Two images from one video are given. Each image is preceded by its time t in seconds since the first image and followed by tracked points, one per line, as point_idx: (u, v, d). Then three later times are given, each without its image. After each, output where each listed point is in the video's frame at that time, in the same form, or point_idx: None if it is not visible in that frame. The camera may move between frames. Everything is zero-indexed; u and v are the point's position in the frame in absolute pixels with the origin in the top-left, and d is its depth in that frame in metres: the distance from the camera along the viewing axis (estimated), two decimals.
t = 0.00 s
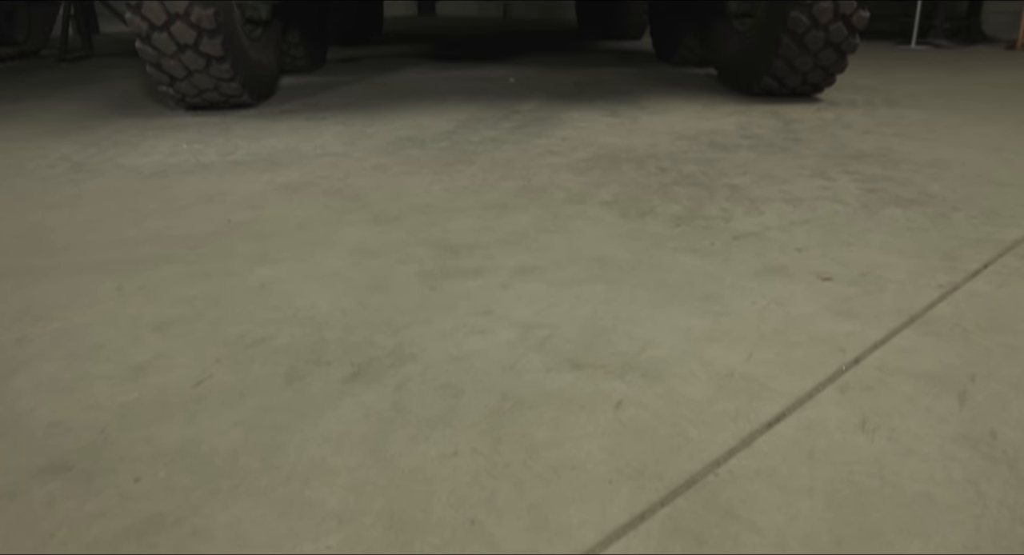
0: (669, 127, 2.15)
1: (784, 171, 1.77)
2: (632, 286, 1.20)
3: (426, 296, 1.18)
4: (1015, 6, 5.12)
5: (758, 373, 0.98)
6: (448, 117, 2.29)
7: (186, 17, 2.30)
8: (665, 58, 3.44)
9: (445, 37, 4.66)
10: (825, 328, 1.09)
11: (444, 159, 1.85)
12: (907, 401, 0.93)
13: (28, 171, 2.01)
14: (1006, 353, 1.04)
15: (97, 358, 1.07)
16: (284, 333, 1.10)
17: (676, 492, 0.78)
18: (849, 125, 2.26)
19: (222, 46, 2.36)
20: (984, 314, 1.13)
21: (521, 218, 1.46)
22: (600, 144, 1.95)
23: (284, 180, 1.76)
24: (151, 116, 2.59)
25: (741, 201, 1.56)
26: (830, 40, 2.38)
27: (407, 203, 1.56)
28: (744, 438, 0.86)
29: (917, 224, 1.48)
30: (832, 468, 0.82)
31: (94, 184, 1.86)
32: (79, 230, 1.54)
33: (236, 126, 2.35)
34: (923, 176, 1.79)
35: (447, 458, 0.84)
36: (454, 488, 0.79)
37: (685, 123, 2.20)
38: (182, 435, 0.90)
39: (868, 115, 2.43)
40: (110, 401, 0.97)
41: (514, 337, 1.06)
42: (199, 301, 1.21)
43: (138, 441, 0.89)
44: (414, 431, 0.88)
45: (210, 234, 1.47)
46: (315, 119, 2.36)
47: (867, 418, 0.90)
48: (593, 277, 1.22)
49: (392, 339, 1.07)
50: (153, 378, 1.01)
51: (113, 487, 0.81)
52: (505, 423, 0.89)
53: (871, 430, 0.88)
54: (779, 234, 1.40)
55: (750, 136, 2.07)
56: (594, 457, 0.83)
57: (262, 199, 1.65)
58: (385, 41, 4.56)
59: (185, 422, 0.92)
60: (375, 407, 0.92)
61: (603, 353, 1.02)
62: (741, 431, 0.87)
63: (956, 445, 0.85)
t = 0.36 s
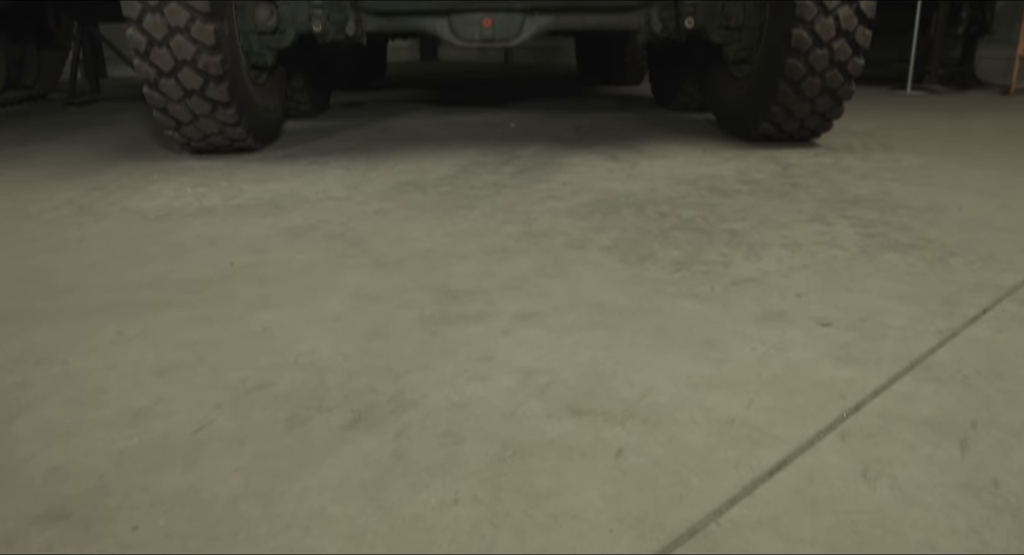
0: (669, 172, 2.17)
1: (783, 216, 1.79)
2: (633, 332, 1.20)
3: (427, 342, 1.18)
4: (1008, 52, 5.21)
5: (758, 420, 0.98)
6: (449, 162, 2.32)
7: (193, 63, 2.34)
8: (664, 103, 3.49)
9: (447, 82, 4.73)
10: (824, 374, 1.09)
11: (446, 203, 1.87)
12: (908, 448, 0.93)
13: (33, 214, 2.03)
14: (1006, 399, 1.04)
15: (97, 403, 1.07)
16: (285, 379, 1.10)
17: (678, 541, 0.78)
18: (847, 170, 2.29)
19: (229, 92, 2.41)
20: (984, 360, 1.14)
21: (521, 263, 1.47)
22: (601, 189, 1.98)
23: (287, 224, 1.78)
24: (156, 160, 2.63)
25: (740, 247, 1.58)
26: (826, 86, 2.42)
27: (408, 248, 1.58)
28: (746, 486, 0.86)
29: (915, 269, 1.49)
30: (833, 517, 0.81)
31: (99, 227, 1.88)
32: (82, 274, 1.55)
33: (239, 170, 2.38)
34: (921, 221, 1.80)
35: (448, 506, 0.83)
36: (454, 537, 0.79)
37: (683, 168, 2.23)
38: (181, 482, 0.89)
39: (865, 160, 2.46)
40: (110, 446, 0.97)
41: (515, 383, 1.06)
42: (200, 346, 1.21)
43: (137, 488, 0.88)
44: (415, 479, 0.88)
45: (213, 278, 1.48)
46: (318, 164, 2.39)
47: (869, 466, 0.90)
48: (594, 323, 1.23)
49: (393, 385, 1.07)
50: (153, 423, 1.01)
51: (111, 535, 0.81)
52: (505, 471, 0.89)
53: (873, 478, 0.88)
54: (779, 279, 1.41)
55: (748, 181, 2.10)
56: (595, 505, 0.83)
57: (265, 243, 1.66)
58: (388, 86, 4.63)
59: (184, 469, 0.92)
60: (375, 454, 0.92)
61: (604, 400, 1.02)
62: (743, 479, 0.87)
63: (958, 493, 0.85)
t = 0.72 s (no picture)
0: (668, 221, 2.20)
1: (782, 265, 1.80)
2: (633, 383, 1.20)
3: (428, 392, 1.18)
4: (1001, 101, 5.29)
5: (760, 473, 0.98)
6: (451, 211, 2.35)
7: (200, 113, 2.39)
8: (664, 152, 3.54)
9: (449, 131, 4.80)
10: (825, 426, 1.09)
11: (448, 252, 1.89)
12: (910, 501, 0.92)
13: (37, 261, 2.04)
14: (1008, 451, 1.03)
15: (97, 453, 1.07)
16: (285, 429, 1.10)
17: None
18: (845, 219, 2.31)
19: (234, 141, 2.45)
20: (985, 411, 1.14)
21: (522, 313, 1.48)
22: (601, 238, 2.00)
23: (290, 272, 1.80)
24: (160, 207, 2.65)
25: (740, 296, 1.59)
26: (823, 136, 2.46)
27: (410, 297, 1.59)
28: (748, 540, 0.85)
29: (915, 318, 1.50)
30: None
31: (103, 274, 1.89)
32: (85, 321, 1.56)
33: (243, 218, 2.40)
34: (919, 270, 1.82)
35: None
36: None
37: (683, 217, 2.25)
38: (179, 534, 0.89)
39: (863, 209, 2.49)
40: (108, 497, 0.96)
41: (515, 434, 1.06)
42: (201, 396, 1.21)
43: (135, 540, 0.88)
44: (415, 532, 0.87)
45: (216, 326, 1.49)
46: (321, 212, 2.42)
47: (872, 520, 0.89)
48: (594, 374, 1.23)
49: (393, 436, 1.07)
50: (153, 474, 1.01)
51: None
52: (506, 525, 0.88)
53: (877, 532, 0.87)
54: (778, 329, 1.42)
55: (747, 230, 2.12)
56: None
57: (268, 291, 1.67)
58: (391, 134, 4.70)
59: (183, 521, 0.91)
60: (376, 507, 0.92)
61: (605, 451, 1.02)
62: (745, 532, 0.86)
63: (962, 548, 0.84)
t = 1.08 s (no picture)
0: (668, 269, 2.22)
1: (782, 314, 1.81)
2: (634, 434, 1.20)
3: (428, 443, 1.18)
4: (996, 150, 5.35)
5: (762, 526, 0.97)
6: (453, 259, 2.36)
7: (205, 161, 2.42)
8: (663, 200, 3.58)
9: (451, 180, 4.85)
10: (827, 478, 1.08)
11: (449, 301, 1.90)
12: None
13: (40, 307, 2.06)
14: (1012, 504, 1.03)
15: (95, 504, 1.06)
16: (285, 480, 1.09)
17: None
18: (844, 267, 2.33)
19: (238, 190, 2.48)
20: (988, 463, 1.13)
21: (523, 362, 1.49)
22: (601, 286, 2.01)
23: (291, 320, 1.80)
24: (164, 254, 2.68)
25: (740, 345, 1.59)
26: (821, 186, 2.48)
27: (411, 346, 1.59)
28: None
29: (916, 367, 1.50)
30: None
31: (105, 321, 1.90)
32: (87, 368, 1.57)
33: (246, 265, 2.42)
34: (918, 319, 1.82)
35: None
36: None
37: (682, 266, 2.27)
38: None
39: (862, 257, 2.50)
40: (105, 550, 0.95)
41: (516, 486, 1.06)
42: (201, 445, 1.21)
43: None
44: None
45: (217, 375, 1.49)
46: (324, 260, 2.44)
47: None
48: (595, 425, 1.23)
49: (393, 488, 1.06)
50: (150, 526, 1.00)
51: None
52: None
53: None
54: (779, 379, 1.42)
55: (746, 279, 2.13)
56: None
57: (269, 340, 1.68)
58: (393, 182, 4.75)
59: None
60: None
61: (606, 504, 1.01)
62: None
63: None
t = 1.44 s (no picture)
0: (668, 327, 2.22)
1: (783, 373, 1.81)
2: (636, 495, 1.19)
3: (427, 504, 1.17)
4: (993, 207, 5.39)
5: None
6: (454, 316, 2.37)
7: (209, 218, 2.44)
8: (663, 256, 3.60)
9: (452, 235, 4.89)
10: (832, 541, 1.07)
11: (450, 358, 1.90)
12: None
13: (40, 363, 2.05)
14: None
15: None
16: (282, 542, 1.08)
17: None
18: (845, 324, 2.34)
19: (241, 246, 2.50)
20: (994, 526, 1.12)
21: (523, 422, 1.48)
22: (602, 344, 2.01)
23: (292, 378, 1.80)
24: (166, 309, 2.68)
25: (742, 404, 1.59)
26: (820, 243, 2.50)
27: (411, 405, 1.59)
28: None
29: (919, 427, 1.49)
30: None
31: (105, 377, 1.90)
32: (86, 425, 1.56)
33: (246, 321, 2.43)
34: (920, 377, 1.82)
35: None
36: None
37: (684, 323, 2.28)
38: None
39: (862, 314, 2.51)
40: None
41: (516, 549, 1.04)
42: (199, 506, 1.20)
43: None
44: None
45: (216, 433, 1.48)
46: (325, 316, 2.44)
47: None
48: (597, 486, 1.22)
49: (392, 551, 1.05)
50: None
51: None
52: None
53: None
54: (781, 439, 1.41)
55: (747, 337, 2.13)
56: None
57: (269, 397, 1.67)
58: (395, 238, 4.80)
59: None
60: None
61: None
62: None
63: None
